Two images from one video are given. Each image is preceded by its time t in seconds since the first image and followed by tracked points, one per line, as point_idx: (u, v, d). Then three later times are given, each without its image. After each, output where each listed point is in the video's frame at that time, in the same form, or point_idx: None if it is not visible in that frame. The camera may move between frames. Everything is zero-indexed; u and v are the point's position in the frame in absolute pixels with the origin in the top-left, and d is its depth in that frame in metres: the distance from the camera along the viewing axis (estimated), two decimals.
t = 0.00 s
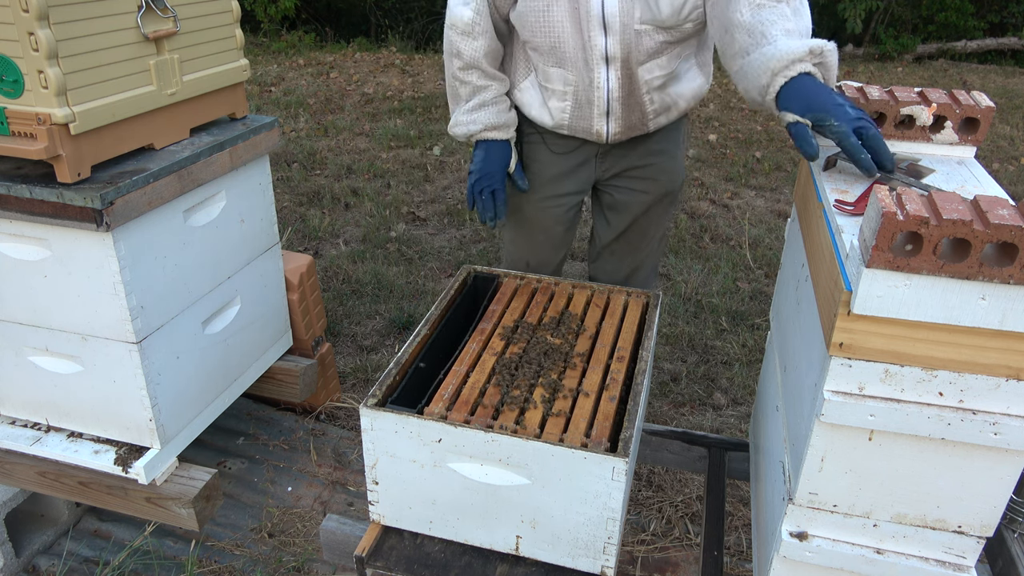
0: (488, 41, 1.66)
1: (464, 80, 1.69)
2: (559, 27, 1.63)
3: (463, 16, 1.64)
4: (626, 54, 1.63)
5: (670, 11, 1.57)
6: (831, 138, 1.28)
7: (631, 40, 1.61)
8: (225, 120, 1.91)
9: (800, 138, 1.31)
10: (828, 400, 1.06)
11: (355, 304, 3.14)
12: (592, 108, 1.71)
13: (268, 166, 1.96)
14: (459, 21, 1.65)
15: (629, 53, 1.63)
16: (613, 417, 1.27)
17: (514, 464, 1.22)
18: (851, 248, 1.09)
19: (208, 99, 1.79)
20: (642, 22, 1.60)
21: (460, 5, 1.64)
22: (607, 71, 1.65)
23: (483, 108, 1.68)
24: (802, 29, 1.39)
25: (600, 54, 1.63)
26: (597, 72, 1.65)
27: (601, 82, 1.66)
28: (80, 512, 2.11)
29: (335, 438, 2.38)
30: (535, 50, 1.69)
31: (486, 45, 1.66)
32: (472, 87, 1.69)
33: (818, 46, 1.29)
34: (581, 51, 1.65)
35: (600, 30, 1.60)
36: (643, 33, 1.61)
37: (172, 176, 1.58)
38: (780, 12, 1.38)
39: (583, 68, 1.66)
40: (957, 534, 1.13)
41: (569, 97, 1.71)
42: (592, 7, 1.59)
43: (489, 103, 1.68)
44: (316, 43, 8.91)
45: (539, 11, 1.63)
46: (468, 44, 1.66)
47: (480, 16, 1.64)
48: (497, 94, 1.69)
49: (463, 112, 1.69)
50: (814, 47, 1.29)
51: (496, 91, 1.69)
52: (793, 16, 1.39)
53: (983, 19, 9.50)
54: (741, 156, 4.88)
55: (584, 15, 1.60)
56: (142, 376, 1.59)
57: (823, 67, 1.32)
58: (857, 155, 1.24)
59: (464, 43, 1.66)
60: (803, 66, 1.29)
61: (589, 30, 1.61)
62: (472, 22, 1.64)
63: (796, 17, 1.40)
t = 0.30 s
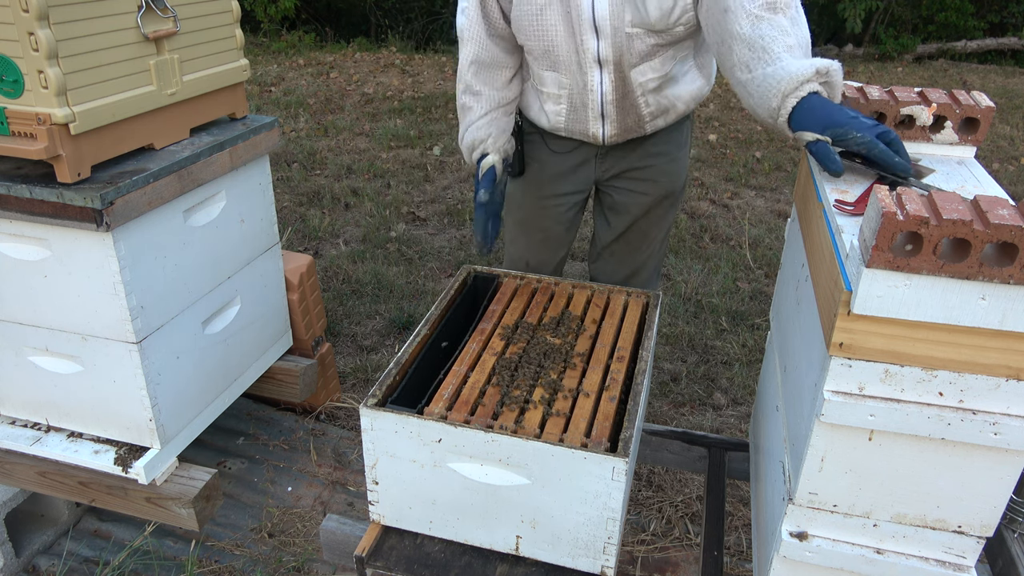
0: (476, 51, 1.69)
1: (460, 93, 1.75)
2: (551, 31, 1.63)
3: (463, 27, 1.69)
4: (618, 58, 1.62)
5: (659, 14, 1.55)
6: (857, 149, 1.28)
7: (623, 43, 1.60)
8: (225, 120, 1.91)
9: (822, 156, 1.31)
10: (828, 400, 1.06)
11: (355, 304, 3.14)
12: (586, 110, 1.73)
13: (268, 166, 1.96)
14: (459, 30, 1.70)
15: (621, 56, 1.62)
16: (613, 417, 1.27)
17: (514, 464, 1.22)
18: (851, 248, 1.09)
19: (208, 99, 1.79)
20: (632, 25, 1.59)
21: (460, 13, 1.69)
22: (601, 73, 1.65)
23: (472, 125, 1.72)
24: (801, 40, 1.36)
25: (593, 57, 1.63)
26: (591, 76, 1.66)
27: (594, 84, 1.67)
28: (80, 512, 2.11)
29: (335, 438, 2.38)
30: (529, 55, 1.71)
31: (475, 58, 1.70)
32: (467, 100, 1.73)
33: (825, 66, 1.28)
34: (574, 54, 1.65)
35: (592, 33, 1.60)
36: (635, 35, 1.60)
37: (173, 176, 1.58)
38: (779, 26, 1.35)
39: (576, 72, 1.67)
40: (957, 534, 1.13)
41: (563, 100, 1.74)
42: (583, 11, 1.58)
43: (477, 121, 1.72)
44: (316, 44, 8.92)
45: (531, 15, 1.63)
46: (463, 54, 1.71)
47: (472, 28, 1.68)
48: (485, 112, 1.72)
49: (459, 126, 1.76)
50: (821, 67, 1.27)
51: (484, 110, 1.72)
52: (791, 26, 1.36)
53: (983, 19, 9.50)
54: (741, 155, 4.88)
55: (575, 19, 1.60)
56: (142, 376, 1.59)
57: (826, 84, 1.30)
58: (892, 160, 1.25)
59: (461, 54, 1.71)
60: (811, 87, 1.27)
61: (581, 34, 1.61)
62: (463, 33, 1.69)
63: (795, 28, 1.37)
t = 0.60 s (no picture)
0: (475, 77, 1.63)
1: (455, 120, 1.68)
2: (556, 47, 1.62)
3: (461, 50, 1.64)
4: (627, 66, 1.63)
5: (667, 18, 1.56)
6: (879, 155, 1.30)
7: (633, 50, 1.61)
8: (224, 120, 1.91)
9: (849, 165, 1.32)
10: (827, 400, 1.06)
11: (355, 304, 3.14)
12: (597, 120, 1.73)
13: (268, 166, 1.96)
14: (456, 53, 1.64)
15: (630, 64, 1.62)
16: (613, 417, 1.27)
17: (514, 464, 1.22)
18: (851, 248, 1.09)
19: (209, 99, 1.79)
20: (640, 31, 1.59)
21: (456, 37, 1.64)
22: (611, 82, 1.66)
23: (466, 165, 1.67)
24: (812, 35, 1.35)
25: (602, 67, 1.63)
26: (601, 86, 1.66)
27: (604, 95, 1.67)
28: (80, 512, 2.11)
29: (335, 438, 2.38)
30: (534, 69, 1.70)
31: (472, 83, 1.63)
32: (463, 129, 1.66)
33: (838, 74, 1.27)
34: (582, 66, 1.65)
35: (601, 43, 1.60)
36: (643, 41, 1.60)
37: (172, 176, 1.58)
38: (789, 22, 1.34)
39: (585, 83, 1.67)
40: (957, 534, 1.13)
41: (572, 113, 1.73)
42: (591, 23, 1.58)
43: (471, 159, 1.66)
44: (316, 44, 8.92)
45: (535, 32, 1.62)
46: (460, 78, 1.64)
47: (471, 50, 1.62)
48: (475, 149, 1.66)
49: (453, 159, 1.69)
50: (837, 75, 1.27)
51: (477, 143, 1.65)
52: (801, 19, 1.34)
53: (983, 19, 9.50)
54: (741, 155, 4.88)
55: (583, 33, 1.60)
56: (142, 376, 1.59)
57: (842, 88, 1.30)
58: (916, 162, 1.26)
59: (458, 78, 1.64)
60: (830, 95, 1.27)
61: (589, 45, 1.61)
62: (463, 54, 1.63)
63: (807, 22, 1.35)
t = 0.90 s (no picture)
0: (476, 76, 1.64)
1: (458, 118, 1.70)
2: (559, 47, 1.62)
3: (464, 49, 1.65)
4: (628, 68, 1.62)
5: (667, 21, 1.55)
6: (880, 138, 1.22)
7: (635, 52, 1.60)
8: (225, 120, 1.91)
9: (852, 152, 1.23)
10: (827, 400, 1.06)
11: (355, 304, 3.14)
12: (598, 121, 1.73)
13: (268, 166, 1.96)
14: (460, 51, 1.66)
15: (631, 66, 1.62)
16: (613, 417, 1.27)
17: (514, 464, 1.22)
18: (851, 248, 1.09)
19: (210, 99, 1.79)
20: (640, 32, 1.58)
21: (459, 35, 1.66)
22: (612, 84, 1.65)
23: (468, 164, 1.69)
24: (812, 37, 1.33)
25: (603, 69, 1.63)
26: (602, 87, 1.66)
27: (606, 96, 1.67)
28: (80, 512, 2.11)
29: (335, 438, 2.38)
30: (537, 70, 1.70)
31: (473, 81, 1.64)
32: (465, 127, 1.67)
33: (838, 66, 1.26)
34: (584, 68, 1.64)
35: (601, 45, 1.59)
36: (644, 42, 1.59)
37: (173, 176, 1.58)
38: (788, 24, 1.33)
39: (587, 85, 1.67)
40: (957, 534, 1.13)
41: (574, 114, 1.73)
42: (591, 25, 1.58)
43: (472, 157, 1.67)
44: (316, 44, 8.92)
45: (536, 33, 1.62)
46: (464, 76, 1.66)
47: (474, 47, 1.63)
48: (479, 146, 1.66)
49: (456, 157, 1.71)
50: (834, 67, 1.25)
51: (478, 141, 1.66)
52: (800, 22, 1.34)
53: (983, 19, 9.50)
54: (741, 155, 4.88)
55: (585, 35, 1.59)
56: (142, 376, 1.59)
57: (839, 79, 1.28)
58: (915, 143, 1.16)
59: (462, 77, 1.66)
60: (826, 87, 1.24)
61: (591, 46, 1.60)
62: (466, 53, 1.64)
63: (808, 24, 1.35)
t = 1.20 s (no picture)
0: (478, 65, 1.67)
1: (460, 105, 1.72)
2: (558, 47, 1.63)
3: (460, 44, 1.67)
4: (630, 68, 1.62)
5: (674, 21, 1.53)
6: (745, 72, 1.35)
7: (637, 52, 1.60)
8: (225, 120, 1.91)
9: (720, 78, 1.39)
10: (828, 400, 1.06)
11: (355, 304, 3.14)
12: (599, 121, 1.72)
13: (268, 166, 1.96)
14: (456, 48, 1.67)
15: (633, 66, 1.62)
16: (613, 417, 1.27)
17: (514, 464, 1.22)
18: (851, 248, 1.09)
19: (210, 99, 1.79)
20: (643, 31, 1.58)
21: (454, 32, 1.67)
22: (614, 84, 1.65)
23: (478, 139, 1.70)
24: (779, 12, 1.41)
25: (605, 69, 1.63)
26: (603, 88, 1.66)
27: (607, 96, 1.67)
28: (80, 512, 2.11)
29: (335, 438, 2.38)
30: (536, 70, 1.70)
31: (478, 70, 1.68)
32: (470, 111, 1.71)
33: (762, 8, 1.38)
34: (586, 68, 1.65)
35: (604, 45, 1.60)
36: (646, 42, 1.59)
37: (173, 176, 1.58)
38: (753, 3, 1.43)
39: (588, 85, 1.67)
40: (957, 534, 1.13)
41: (574, 114, 1.73)
42: (595, 24, 1.58)
43: (484, 133, 1.69)
44: (316, 44, 8.92)
45: (537, 33, 1.63)
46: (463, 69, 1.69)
47: (472, 42, 1.66)
48: (489, 124, 1.70)
49: (462, 140, 1.73)
50: (758, 10, 1.38)
51: (488, 121, 1.70)
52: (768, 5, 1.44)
53: (983, 19, 9.50)
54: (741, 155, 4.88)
55: (586, 34, 1.60)
56: (142, 376, 1.59)
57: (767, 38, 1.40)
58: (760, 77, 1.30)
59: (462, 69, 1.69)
60: (741, 24, 1.39)
61: (594, 46, 1.61)
62: (464, 48, 1.66)
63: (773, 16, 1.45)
